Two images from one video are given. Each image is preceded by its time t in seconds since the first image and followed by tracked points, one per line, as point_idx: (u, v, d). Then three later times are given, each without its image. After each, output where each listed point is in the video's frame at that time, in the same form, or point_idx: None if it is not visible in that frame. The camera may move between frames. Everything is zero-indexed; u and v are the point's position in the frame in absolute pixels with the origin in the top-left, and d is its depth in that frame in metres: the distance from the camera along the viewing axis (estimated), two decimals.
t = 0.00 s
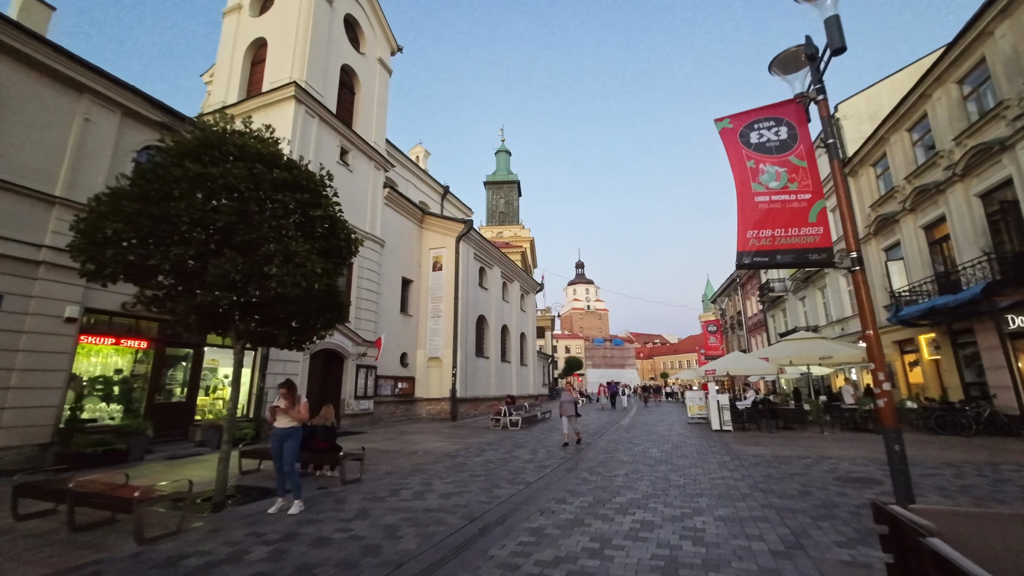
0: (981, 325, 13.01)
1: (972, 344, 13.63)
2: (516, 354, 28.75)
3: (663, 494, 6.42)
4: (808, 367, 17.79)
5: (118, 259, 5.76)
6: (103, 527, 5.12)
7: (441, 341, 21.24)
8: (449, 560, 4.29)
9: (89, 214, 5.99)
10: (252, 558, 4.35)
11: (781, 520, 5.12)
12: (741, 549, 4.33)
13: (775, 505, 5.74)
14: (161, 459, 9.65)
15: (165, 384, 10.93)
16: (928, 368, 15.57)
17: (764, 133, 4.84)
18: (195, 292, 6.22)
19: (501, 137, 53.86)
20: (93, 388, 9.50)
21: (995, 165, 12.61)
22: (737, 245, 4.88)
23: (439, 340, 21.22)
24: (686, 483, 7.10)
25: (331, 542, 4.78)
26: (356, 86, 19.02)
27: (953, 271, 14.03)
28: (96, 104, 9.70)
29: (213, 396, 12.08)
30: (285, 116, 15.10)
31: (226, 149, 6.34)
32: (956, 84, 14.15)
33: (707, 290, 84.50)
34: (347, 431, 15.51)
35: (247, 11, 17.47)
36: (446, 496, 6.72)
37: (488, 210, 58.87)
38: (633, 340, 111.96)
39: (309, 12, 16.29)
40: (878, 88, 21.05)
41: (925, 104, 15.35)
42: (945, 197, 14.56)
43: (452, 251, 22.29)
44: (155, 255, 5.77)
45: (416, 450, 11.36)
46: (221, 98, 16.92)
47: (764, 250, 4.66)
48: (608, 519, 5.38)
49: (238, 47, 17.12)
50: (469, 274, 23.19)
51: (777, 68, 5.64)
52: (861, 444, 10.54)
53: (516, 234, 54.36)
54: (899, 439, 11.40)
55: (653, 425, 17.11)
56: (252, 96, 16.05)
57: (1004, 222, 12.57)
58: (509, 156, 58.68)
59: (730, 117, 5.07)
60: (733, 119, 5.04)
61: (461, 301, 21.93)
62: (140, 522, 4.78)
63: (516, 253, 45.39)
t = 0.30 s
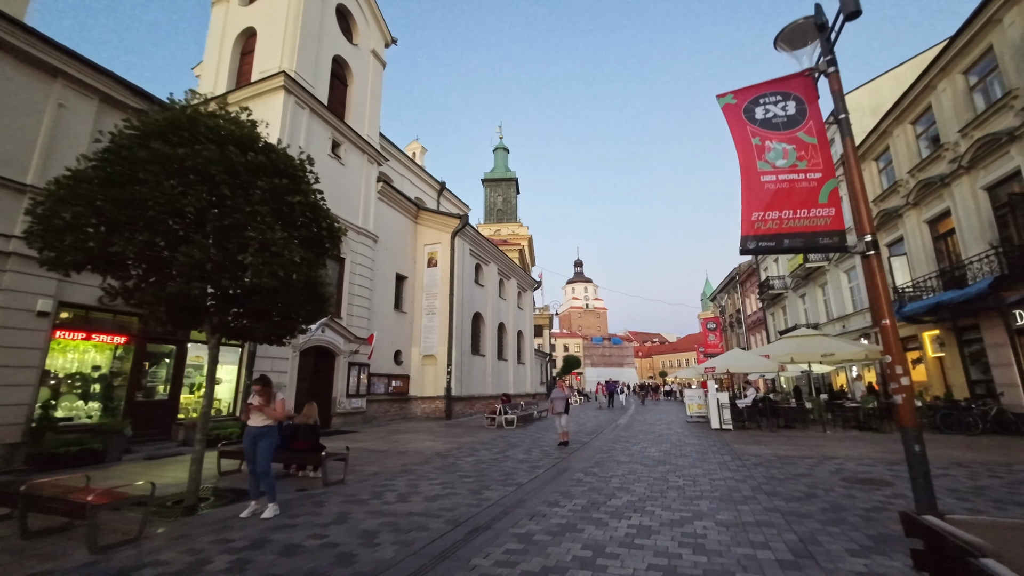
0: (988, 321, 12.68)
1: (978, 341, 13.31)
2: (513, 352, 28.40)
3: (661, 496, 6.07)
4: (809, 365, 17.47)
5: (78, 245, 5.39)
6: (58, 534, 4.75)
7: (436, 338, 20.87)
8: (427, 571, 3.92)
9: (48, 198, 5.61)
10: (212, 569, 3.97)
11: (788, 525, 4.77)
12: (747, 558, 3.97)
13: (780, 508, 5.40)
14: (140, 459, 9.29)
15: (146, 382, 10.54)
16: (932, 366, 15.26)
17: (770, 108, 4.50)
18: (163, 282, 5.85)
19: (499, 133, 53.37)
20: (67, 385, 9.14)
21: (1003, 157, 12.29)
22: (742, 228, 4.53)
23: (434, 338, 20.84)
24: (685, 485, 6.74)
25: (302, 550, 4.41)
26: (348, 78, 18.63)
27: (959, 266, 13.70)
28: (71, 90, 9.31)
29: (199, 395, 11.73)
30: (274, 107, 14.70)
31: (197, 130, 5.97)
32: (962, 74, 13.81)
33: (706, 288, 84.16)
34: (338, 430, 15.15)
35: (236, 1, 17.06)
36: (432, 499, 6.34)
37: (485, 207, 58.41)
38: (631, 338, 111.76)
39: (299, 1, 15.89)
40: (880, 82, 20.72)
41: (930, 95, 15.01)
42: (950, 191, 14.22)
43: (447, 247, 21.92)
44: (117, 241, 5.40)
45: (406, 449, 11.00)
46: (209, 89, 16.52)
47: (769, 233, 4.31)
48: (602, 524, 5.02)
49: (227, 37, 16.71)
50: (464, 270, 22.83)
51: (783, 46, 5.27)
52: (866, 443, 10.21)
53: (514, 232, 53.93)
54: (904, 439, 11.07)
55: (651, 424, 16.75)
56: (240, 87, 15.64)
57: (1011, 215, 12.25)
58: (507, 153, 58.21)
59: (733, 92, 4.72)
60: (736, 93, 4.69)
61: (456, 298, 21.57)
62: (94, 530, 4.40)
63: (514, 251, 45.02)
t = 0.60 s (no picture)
0: (994, 320, 12.36)
1: (983, 339, 13.00)
2: (510, 350, 28.06)
3: (658, 504, 5.72)
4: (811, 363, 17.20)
5: (34, 237, 5.05)
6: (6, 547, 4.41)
7: (430, 337, 20.51)
8: None
9: (2, 187, 5.26)
10: None
11: (793, 538, 4.44)
12: None
13: (785, 517, 5.06)
14: (118, 463, 8.93)
15: (125, 382, 10.17)
16: (935, 365, 14.97)
17: (776, 87, 4.16)
18: (128, 276, 5.49)
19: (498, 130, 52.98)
20: (41, 385, 8.81)
21: (1010, 150, 11.96)
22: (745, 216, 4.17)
23: (428, 336, 20.49)
24: (684, 490, 6.40)
25: (267, 566, 4.06)
26: (340, 71, 18.23)
27: (964, 263, 13.39)
28: (43, 77, 8.91)
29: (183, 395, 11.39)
30: (262, 99, 14.30)
31: (163, 114, 5.60)
32: (968, 66, 13.47)
33: (705, 286, 83.94)
34: (329, 430, 14.80)
35: None
36: (415, 506, 5.99)
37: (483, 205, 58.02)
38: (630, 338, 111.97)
39: None
40: (882, 77, 20.38)
41: (935, 88, 14.67)
42: (955, 186, 13.90)
43: (442, 244, 21.53)
44: (76, 231, 5.05)
45: (396, 451, 10.65)
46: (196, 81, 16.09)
47: (774, 223, 3.98)
48: (594, 535, 4.68)
49: (215, 28, 16.29)
50: (459, 267, 22.45)
51: (788, 25, 4.92)
52: (870, 445, 9.88)
53: (512, 230, 53.55)
54: (909, 440, 10.76)
55: (649, 424, 16.44)
56: (228, 78, 15.22)
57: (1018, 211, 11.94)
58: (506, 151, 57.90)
59: (736, 69, 4.38)
60: (740, 71, 4.34)
61: (451, 296, 21.20)
62: (42, 543, 4.06)
63: (511, 249, 44.67)
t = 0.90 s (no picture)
0: (998, 316, 12.05)
1: (987, 336, 12.71)
2: (506, 349, 27.72)
3: (651, 508, 5.40)
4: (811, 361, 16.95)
5: None
6: None
7: (424, 335, 20.16)
8: None
9: None
10: None
11: (795, 546, 4.12)
12: None
13: (785, 523, 4.73)
14: (91, 463, 8.58)
15: (103, 379, 9.84)
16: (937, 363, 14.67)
17: (779, 58, 4.08)
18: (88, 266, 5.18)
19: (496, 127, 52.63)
20: (12, 383, 8.46)
21: (1015, 142, 11.66)
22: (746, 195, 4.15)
23: (422, 334, 20.14)
24: (678, 493, 6.08)
25: None
26: (332, 63, 17.87)
27: (967, 258, 13.11)
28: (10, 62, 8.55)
29: (164, 393, 11.08)
30: (249, 89, 13.95)
31: (123, 93, 5.25)
32: (972, 57, 13.16)
33: (703, 285, 83.64)
34: (318, 429, 14.47)
35: None
36: (395, 510, 5.65)
37: (481, 203, 57.67)
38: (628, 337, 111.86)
39: None
40: (883, 71, 20.08)
41: (938, 80, 14.37)
42: (958, 179, 13.60)
43: (436, 240, 21.18)
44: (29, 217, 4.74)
45: (383, 451, 10.33)
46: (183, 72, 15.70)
47: (776, 204, 3.91)
48: (581, 543, 4.34)
49: (202, 17, 15.91)
50: (454, 264, 22.09)
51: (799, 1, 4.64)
52: (872, 445, 9.57)
53: (510, 228, 53.23)
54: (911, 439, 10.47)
55: (646, 424, 16.13)
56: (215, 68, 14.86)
57: None
58: (503, 148, 57.57)
59: (737, 42, 4.33)
60: (741, 44, 4.29)
61: (445, 292, 20.85)
62: None
63: (509, 246, 44.34)
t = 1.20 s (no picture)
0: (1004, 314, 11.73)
1: (993, 334, 12.38)
2: (502, 347, 27.38)
3: (645, 518, 5.04)
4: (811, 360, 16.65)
5: None
6: None
7: (417, 333, 19.78)
8: None
9: None
10: None
11: (801, 564, 3.75)
12: None
13: (790, 536, 4.37)
14: (61, 466, 8.20)
15: (78, 379, 9.47)
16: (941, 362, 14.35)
17: (786, 27, 3.83)
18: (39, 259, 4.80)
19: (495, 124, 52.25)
20: None
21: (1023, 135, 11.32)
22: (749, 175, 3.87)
23: (415, 332, 19.76)
24: (674, 501, 5.73)
25: None
26: (322, 55, 17.45)
27: (972, 255, 12.77)
28: None
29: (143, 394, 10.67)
30: (234, 80, 13.53)
31: (74, 71, 4.84)
32: (978, 48, 12.80)
33: (702, 283, 83.34)
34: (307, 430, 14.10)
35: None
36: (371, 519, 5.28)
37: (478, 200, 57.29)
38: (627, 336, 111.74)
39: None
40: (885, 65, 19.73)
41: (943, 72, 14.02)
42: (963, 174, 13.25)
43: (430, 236, 20.81)
44: None
45: (370, 453, 9.97)
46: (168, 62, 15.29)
47: (784, 186, 3.67)
48: (567, 559, 3.98)
49: (188, 6, 15.49)
50: (448, 261, 21.69)
51: None
52: (876, 447, 9.22)
53: (507, 225, 52.89)
54: (914, 441, 10.15)
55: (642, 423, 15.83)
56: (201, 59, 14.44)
57: None
58: (501, 145, 57.19)
59: (737, 11, 4.06)
60: (742, 13, 4.03)
61: (439, 290, 20.47)
62: None
63: (506, 244, 44.01)
